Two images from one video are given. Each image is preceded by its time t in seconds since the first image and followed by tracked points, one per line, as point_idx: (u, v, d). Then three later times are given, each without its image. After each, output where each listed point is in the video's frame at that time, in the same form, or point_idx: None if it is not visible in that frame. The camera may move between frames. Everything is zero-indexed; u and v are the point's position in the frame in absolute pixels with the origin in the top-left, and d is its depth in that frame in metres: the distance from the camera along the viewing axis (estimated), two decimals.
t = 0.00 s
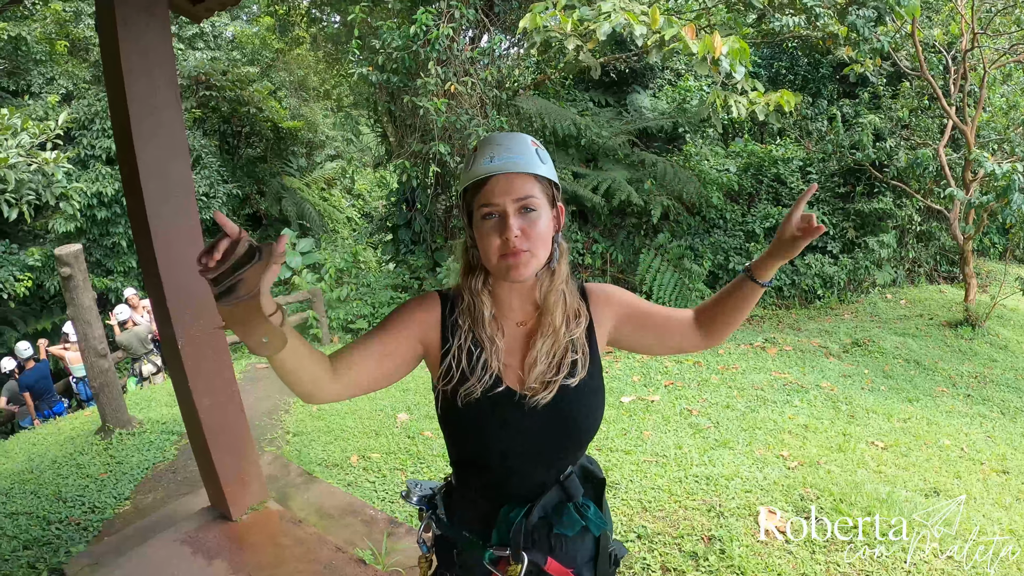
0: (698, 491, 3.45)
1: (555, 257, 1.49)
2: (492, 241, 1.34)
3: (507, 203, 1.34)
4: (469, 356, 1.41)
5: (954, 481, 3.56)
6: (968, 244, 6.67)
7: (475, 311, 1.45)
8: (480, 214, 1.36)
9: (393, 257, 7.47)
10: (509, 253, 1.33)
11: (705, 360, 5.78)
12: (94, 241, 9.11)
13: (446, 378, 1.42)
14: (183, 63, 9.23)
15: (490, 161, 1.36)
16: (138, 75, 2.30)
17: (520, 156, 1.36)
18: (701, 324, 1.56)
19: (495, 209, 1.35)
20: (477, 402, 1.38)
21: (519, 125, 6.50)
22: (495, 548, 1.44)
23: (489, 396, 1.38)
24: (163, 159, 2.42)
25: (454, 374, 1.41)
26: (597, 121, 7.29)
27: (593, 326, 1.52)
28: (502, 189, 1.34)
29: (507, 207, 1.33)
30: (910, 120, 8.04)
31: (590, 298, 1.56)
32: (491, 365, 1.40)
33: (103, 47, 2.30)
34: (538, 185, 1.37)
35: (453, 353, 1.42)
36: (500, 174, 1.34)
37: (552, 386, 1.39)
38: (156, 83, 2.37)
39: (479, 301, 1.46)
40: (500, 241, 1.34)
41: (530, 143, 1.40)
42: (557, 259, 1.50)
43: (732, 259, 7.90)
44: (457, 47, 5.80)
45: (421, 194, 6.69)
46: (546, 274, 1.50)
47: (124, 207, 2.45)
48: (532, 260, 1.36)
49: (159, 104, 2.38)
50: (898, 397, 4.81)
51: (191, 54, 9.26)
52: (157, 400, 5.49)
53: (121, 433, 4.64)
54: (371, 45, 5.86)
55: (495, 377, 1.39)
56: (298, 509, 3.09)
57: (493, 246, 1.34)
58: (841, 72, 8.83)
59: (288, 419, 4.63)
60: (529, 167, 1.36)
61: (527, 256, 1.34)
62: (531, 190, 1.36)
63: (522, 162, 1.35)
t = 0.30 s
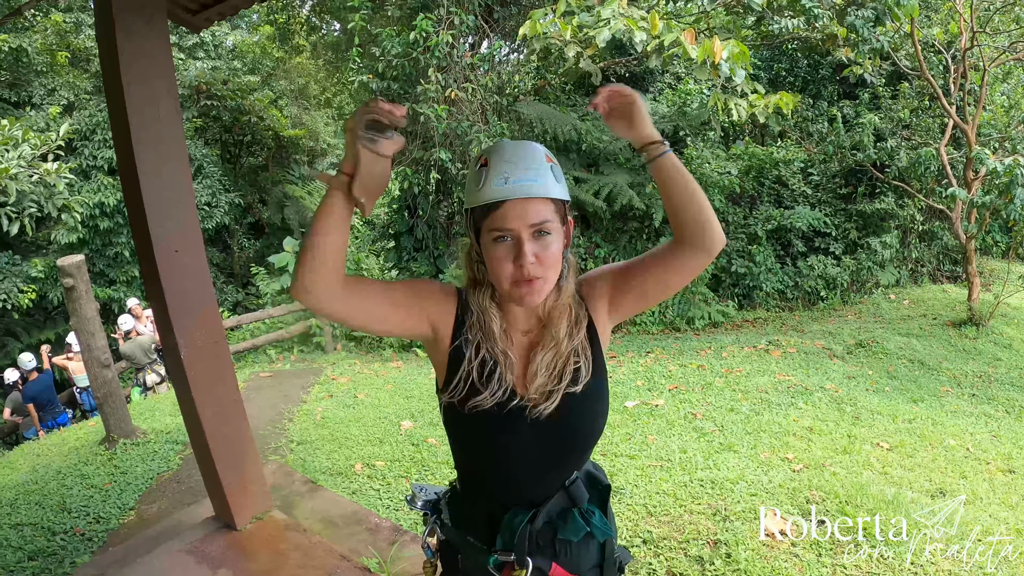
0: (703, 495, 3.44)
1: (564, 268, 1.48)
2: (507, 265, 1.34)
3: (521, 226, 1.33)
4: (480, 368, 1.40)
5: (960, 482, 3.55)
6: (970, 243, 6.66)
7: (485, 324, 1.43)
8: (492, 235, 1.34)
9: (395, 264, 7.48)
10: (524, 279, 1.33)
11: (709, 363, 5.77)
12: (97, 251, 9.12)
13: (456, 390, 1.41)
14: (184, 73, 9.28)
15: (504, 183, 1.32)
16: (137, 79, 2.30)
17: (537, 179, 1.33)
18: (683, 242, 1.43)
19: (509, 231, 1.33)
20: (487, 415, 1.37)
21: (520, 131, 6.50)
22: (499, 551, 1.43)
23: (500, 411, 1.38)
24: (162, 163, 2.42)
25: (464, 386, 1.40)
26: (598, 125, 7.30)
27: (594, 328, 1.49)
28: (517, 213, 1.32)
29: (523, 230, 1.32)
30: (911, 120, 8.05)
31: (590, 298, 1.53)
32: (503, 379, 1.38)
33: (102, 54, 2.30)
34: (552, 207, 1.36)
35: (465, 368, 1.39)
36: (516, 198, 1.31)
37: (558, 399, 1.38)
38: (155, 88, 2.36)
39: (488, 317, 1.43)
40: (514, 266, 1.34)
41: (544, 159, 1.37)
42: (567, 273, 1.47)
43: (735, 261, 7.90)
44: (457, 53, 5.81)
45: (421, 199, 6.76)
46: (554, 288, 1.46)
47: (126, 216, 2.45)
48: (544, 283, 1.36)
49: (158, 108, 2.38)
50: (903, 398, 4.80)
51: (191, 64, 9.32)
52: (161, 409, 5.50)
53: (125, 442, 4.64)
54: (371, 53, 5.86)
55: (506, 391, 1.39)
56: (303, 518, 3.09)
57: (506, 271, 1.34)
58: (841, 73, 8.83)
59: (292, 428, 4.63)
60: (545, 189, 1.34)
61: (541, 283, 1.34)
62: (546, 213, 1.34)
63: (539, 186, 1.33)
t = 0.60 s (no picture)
0: (713, 497, 3.43)
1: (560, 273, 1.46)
2: (496, 263, 1.34)
3: (511, 223, 1.33)
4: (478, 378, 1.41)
5: (971, 482, 3.53)
6: (979, 242, 6.62)
7: (481, 333, 1.45)
8: (484, 233, 1.36)
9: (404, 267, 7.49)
10: (513, 277, 1.33)
11: (718, 365, 5.76)
12: (105, 256, 9.16)
13: (457, 401, 1.42)
14: (191, 77, 9.31)
15: (494, 180, 1.35)
16: (144, 81, 2.30)
17: (526, 176, 1.34)
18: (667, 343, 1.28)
19: (499, 229, 1.34)
20: (486, 425, 1.38)
21: (527, 133, 6.49)
22: (498, 559, 1.42)
23: (498, 420, 1.37)
24: (168, 166, 2.41)
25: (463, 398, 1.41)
26: (605, 127, 7.27)
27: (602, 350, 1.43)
28: (506, 210, 1.33)
29: (512, 228, 1.33)
30: (919, 119, 8.04)
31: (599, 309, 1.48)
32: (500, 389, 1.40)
33: (108, 57, 2.30)
34: (545, 206, 1.36)
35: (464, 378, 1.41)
36: (505, 194, 1.33)
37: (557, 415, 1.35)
38: (161, 92, 2.37)
39: (483, 322, 1.47)
40: (502, 264, 1.34)
41: (539, 159, 1.38)
42: (562, 278, 1.47)
43: (743, 261, 7.88)
44: (463, 55, 5.81)
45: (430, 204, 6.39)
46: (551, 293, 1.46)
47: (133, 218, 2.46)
48: (536, 282, 1.34)
49: (163, 111, 2.38)
50: (912, 399, 4.78)
51: (198, 69, 9.37)
52: (170, 413, 5.51)
53: (134, 447, 4.66)
54: (378, 56, 5.87)
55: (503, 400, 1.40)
56: (312, 521, 3.09)
57: (495, 269, 1.34)
58: (849, 72, 8.80)
59: (301, 432, 4.64)
60: (537, 187, 1.34)
61: (529, 282, 1.33)
62: (537, 210, 1.34)
63: (529, 182, 1.34)
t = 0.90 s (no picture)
0: (726, 496, 3.42)
1: (573, 265, 1.37)
2: (503, 240, 1.33)
3: (522, 201, 1.31)
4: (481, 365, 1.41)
5: (984, 483, 3.51)
6: (994, 242, 6.56)
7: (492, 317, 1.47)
8: (499, 211, 1.35)
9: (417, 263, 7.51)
10: (517, 253, 1.30)
11: (731, 363, 5.74)
12: (120, 250, 9.23)
13: (466, 384, 1.43)
14: (205, 73, 9.36)
15: (513, 161, 1.36)
16: (161, 75, 2.31)
17: (543, 157, 1.33)
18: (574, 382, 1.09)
19: (511, 206, 1.32)
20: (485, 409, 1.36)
21: (542, 129, 6.48)
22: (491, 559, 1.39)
23: (497, 406, 1.36)
24: (183, 159, 2.42)
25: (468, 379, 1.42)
26: (620, 124, 7.24)
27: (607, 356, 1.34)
28: (518, 187, 1.32)
29: (524, 207, 1.30)
30: (935, 118, 7.99)
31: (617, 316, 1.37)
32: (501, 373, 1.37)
33: (124, 51, 2.32)
34: (562, 190, 1.32)
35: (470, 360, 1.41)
36: (519, 172, 1.32)
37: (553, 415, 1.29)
38: (177, 85, 2.37)
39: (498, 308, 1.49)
40: (508, 241, 1.32)
41: (561, 148, 1.35)
42: (575, 268, 1.37)
43: (757, 259, 7.85)
44: (479, 51, 5.81)
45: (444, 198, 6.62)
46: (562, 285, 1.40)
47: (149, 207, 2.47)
48: (541, 263, 1.30)
49: (179, 103, 2.38)
50: (926, 399, 4.75)
51: (212, 64, 9.41)
52: (183, 407, 5.55)
53: (147, 439, 4.69)
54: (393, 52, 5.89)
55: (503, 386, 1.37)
56: (324, 516, 3.10)
57: (501, 245, 1.33)
58: (865, 70, 8.75)
59: (313, 426, 4.65)
60: (553, 169, 1.32)
61: (533, 261, 1.29)
62: (550, 193, 1.31)
63: (543, 163, 1.32)
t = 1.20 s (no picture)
0: (736, 506, 3.41)
1: (581, 282, 1.38)
2: (506, 248, 1.34)
3: (528, 209, 1.33)
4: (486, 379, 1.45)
5: (996, 496, 3.48)
6: (1006, 252, 6.52)
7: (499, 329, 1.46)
8: (506, 219, 1.37)
9: (427, 269, 7.53)
10: (519, 262, 1.31)
11: (741, 372, 5.73)
12: (131, 253, 9.31)
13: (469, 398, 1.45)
14: (218, 78, 9.47)
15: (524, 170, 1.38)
16: (173, 79, 2.32)
17: (552, 168, 1.34)
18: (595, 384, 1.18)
19: (516, 215, 1.34)
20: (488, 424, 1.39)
21: (555, 138, 6.42)
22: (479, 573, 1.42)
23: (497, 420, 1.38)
24: (192, 161, 2.42)
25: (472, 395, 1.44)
26: (631, 131, 7.24)
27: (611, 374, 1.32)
28: (524, 197, 1.34)
29: (529, 216, 1.32)
30: (947, 127, 8.00)
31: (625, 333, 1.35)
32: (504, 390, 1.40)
33: (137, 55, 2.33)
34: (570, 202, 1.33)
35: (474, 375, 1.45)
36: (527, 181, 1.34)
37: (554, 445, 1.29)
38: (190, 89, 2.38)
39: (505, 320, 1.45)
40: (510, 249, 1.33)
41: (573, 160, 1.36)
42: (583, 285, 1.38)
43: (768, 268, 7.84)
44: (493, 59, 5.84)
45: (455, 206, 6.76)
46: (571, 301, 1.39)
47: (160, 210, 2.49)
48: (542, 274, 1.31)
49: (192, 111, 2.39)
50: (938, 410, 4.72)
51: (226, 70, 9.53)
52: (193, 411, 5.57)
53: (157, 443, 4.71)
54: (406, 59, 6.06)
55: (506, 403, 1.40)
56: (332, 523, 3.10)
57: (504, 254, 1.34)
58: (877, 79, 8.75)
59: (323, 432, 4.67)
60: (562, 179, 1.33)
61: (534, 270, 1.31)
62: (558, 202, 1.32)
63: (553, 173, 1.33)
